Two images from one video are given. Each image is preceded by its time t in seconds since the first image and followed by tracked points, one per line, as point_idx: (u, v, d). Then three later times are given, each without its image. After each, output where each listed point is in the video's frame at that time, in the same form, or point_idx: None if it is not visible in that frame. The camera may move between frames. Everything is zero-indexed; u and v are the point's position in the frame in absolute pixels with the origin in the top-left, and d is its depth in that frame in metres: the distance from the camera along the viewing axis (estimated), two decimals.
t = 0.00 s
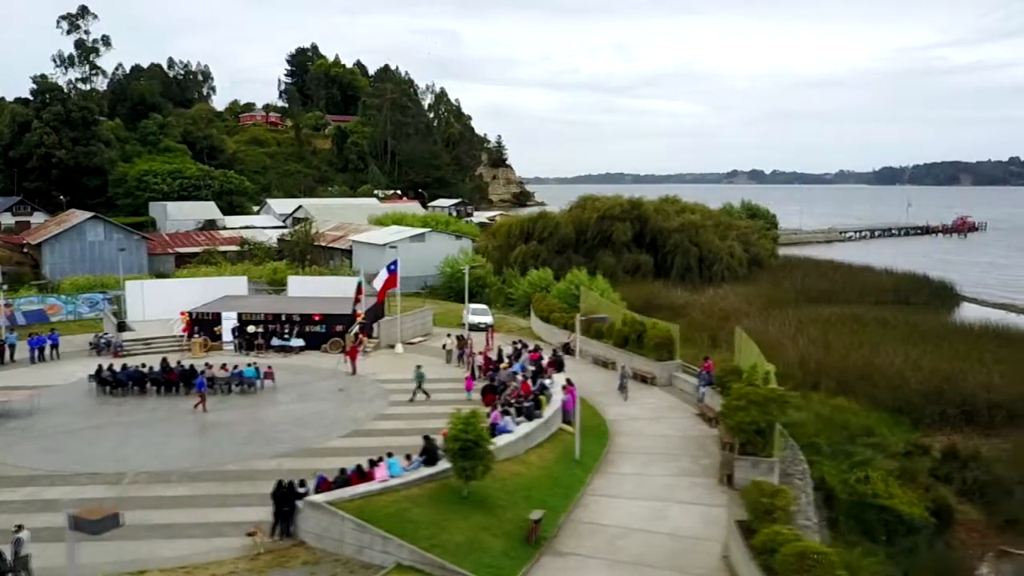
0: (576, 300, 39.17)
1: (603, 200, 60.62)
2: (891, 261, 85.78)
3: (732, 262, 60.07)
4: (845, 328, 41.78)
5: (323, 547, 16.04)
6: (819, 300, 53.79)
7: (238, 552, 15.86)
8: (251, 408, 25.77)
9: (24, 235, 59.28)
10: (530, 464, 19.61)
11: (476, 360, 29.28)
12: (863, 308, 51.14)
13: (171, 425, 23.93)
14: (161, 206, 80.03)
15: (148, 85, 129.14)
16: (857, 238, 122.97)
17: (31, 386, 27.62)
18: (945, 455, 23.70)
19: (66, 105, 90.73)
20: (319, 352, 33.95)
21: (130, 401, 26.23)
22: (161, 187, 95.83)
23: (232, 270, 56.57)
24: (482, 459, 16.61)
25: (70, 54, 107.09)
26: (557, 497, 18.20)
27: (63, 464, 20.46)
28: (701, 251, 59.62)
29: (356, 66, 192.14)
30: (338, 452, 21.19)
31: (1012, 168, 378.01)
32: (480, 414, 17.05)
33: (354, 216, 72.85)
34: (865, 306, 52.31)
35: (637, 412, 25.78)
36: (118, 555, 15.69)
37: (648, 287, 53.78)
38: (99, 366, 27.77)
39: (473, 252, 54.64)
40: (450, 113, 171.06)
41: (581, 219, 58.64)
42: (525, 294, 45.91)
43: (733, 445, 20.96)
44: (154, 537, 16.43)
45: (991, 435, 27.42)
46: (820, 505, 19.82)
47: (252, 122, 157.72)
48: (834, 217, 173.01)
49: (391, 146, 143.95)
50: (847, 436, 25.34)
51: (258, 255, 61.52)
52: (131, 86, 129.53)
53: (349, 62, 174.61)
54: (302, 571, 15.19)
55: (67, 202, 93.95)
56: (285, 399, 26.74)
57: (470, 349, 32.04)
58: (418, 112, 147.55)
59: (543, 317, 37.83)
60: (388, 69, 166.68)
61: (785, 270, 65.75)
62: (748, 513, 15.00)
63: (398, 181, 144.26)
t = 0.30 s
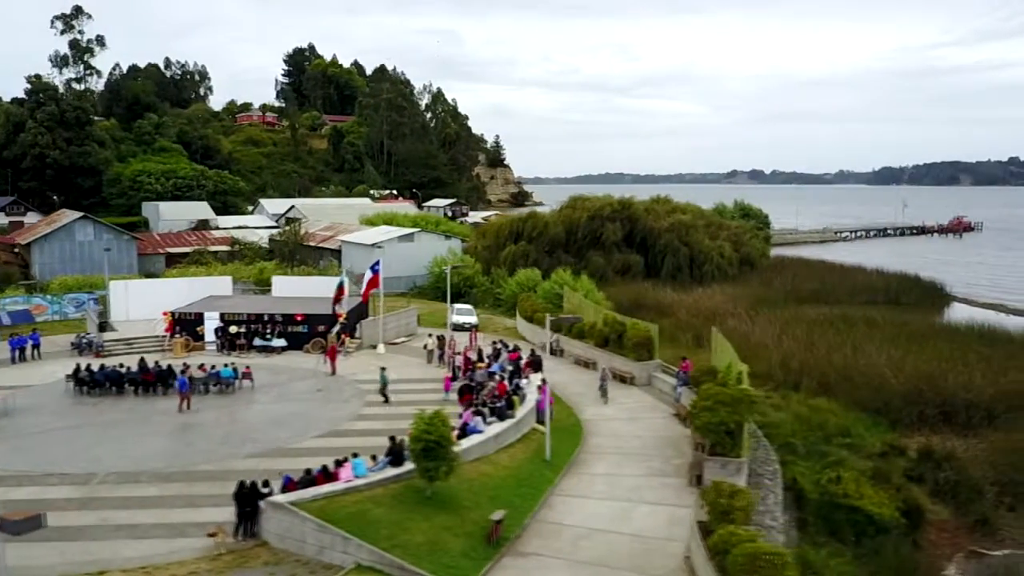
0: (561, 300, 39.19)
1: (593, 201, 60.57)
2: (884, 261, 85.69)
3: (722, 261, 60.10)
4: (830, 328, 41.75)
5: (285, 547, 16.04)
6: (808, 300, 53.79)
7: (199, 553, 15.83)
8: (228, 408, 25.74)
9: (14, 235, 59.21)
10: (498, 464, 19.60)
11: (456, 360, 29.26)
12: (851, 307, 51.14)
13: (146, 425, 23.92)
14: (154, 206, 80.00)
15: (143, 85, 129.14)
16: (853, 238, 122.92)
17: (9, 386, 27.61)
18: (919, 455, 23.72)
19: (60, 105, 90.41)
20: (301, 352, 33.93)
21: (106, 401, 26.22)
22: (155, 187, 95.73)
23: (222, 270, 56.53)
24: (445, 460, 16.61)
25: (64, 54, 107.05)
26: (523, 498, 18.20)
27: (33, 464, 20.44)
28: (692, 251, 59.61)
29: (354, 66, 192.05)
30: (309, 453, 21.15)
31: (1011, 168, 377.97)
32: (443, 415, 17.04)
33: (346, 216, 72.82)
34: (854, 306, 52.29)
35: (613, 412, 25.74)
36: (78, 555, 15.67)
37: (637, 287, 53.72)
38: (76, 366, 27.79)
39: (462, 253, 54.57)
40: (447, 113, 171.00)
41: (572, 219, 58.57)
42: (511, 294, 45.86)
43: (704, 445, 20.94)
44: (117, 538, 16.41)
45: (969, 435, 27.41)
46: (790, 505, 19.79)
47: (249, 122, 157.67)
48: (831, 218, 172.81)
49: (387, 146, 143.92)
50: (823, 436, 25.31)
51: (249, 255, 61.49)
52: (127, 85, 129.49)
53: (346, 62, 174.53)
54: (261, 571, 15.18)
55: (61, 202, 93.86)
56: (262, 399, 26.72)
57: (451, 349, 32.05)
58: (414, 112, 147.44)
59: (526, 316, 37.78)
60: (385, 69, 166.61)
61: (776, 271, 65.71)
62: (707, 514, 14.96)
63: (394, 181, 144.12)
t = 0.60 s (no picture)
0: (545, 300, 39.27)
1: (584, 201, 60.56)
2: (878, 261, 85.56)
3: (712, 262, 60.15)
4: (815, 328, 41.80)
5: (247, 548, 16.04)
6: (798, 300, 53.80)
7: (162, 553, 15.81)
8: (204, 408, 25.77)
9: (4, 235, 59.15)
10: (467, 464, 19.61)
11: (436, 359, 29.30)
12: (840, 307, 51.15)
13: (121, 425, 23.92)
14: (146, 206, 79.96)
15: (139, 85, 129.15)
16: (848, 238, 122.77)
17: None
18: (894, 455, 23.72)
19: (54, 106, 90.35)
20: (284, 352, 33.95)
21: (83, 402, 26.20)
22: (149, 187, 95.64)
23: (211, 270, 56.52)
24: (408, 460, 16.61)
25: (59, 54, 107.02)
26: (489, 498, 18.22)
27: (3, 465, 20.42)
28: (682, 251, 59.66)
29: (351, 66, 191.91)
30: (280, 453, 21.16)
31: (1012, 168, 377.47)
32: (408, 415, 17.05)
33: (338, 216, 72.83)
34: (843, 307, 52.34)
35: (590, 412, 25.75)
36: (40, 556, 15.66)
37: (626, 287, 53.74)
38: (55, 366, 27.81)
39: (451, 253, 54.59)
40: (444, 113, 170.94)
41: (562, 219, 58.53)
42: (498, 294, 45.85)
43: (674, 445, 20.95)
44: (80, 538, 16.42)
45: (947, 435, 27.47)
46: (759, 506, 19.81)
47: (245, 122, 157.64)
48: (829, 218, 172.46)
49: (384, 146, 143.59)
50: (800, 436, 25.31)
51: (240, 255, 61.50)
52: (123, 86, 129.40)
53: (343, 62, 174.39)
54: (222, 571, 15.18)
55: (55, 202, 93.74)
56: (239, 399, 26.75)
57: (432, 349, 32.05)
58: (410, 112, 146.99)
59: (511, 316, 37.81)
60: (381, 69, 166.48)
61: (766, 271, 65.69)
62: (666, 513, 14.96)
63: (390, 181, 143.79)
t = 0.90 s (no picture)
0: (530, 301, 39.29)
1: (574, 201, 60.48)
2: (871, 262, 85.52)
3: (702, 262, 60.21)
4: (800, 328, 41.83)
5: (210, 547, 16.05)
6: (786, 301, 53.87)
7: (124, 553, 15.80)
8: (181, 408, 25.76)
9: None
10: (436, 464, 19.60)
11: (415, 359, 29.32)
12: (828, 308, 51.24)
13: (97, 425, 23.91)
14: (139, 206, 79.92)
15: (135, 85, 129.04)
16: (843, 238, 122.82)
17: None
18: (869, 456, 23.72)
19: (49, 106, 90.17)
20: (266, 352, 33.95)
21: (61, 403, 26.19)
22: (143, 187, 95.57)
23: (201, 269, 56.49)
24: (372, 460, 16.61)
25: (53, 54, 106.99)
26: (455, 498, 18.24)
27: None
28: (672, 251, 59.71)
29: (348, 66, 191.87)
30: (252, 453, 21.15)
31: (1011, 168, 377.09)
32: (372, 415, 17.04)
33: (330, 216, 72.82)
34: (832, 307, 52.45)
35: (566, 412, 25.75)
36: (2, 556, 15.65)
37: (616, 287, 53.72)
38: (32, 366, 27.80)
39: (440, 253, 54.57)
40: (441, 113, 170.99)
41: (552, 219, 58.45)
42: (486, 294, 45.84)
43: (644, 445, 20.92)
44: (43, 538, 16.41)
45: (925, 435, 27.54)
46: (728, 506, 19.80)
47: (242, 122, 157.60)
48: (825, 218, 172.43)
49: (379, 146, 142.88)
50: (776, 436, 25.28)
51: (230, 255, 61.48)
52: (119, 85, 129.27)
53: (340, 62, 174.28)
54: (182, 571, 15.18)
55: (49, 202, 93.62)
56: (217, 399, 26.74)
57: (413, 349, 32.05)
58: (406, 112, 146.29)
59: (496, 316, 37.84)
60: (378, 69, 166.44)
61: (757, 271, 65.72)
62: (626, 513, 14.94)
63: (386, 182, 142.89)
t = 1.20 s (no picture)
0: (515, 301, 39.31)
1: (564, 201, 60.39)
2: (864, 262, 85.55)
3: (692, 262, 60.29)
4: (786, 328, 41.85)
5: (173, 547, 16.05)
6: (775, 301, 53.97)
7: (87, 552, 15.80)
8: (158, 407, 25.77)
9: None
10: (405, 464, 19.61)
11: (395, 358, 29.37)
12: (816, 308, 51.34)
13: (72, 425, 23.90)
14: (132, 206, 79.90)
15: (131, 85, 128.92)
16: (838, 238, 122.88)
17: None
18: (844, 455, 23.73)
19: (43, 105, 89.79)
20: (249, 352, 33.99)
21: (38, 402, 26.20)
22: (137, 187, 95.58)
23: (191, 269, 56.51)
24: (336, 459, 16.62)
25: (48, 54, 107.01)
26: (422, 497, 18.25)
27: None
28: (662, 251, 59.79)
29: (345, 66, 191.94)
30: (224, 453, 21.16)
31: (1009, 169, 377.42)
32: (336, 415, 17.03)
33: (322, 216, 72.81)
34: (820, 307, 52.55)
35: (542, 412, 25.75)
36: None
37: (605, 287, 53.75)
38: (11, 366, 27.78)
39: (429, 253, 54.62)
40: (437, 113, 171.05)
41: (542, 219, 58.37)
42: (473, 294, 45.89)
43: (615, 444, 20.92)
44: (7, 537, 16.41)
45: (903, 435, 27.62)
46: (697, 505, 19.82)
47: (238, 122, 157.59)
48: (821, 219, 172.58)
49: (376, 146, 142.94)
50: (753, 436, 25.27)
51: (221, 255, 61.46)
52: (115, 86, 129.17)
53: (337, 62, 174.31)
54: (143, 570, 15.18)
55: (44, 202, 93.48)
56: (195, 399, 26.75)
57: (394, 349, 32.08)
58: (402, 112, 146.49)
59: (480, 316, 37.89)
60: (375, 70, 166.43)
61: (748, 271, 65.78)
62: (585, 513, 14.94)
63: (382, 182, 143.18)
